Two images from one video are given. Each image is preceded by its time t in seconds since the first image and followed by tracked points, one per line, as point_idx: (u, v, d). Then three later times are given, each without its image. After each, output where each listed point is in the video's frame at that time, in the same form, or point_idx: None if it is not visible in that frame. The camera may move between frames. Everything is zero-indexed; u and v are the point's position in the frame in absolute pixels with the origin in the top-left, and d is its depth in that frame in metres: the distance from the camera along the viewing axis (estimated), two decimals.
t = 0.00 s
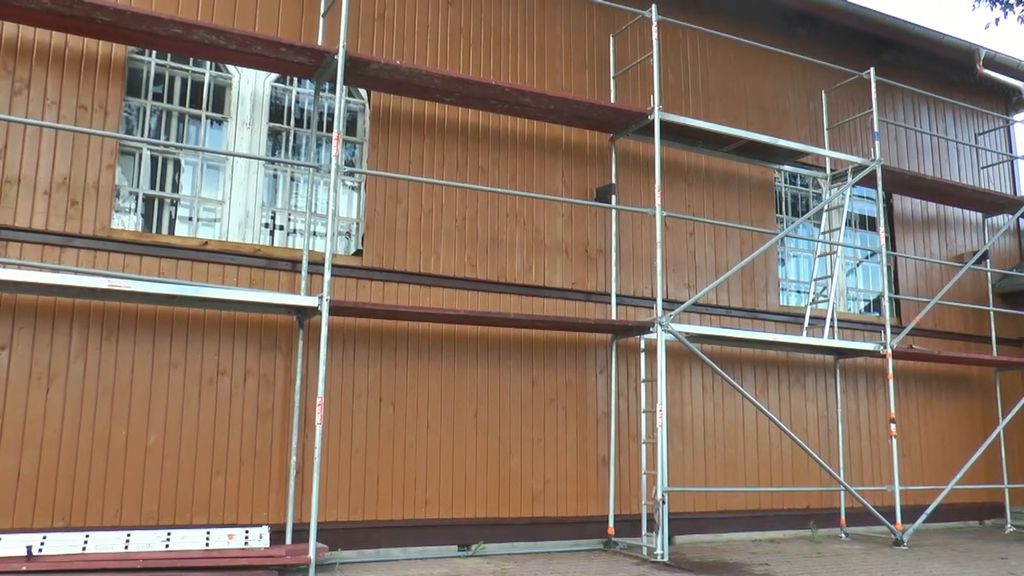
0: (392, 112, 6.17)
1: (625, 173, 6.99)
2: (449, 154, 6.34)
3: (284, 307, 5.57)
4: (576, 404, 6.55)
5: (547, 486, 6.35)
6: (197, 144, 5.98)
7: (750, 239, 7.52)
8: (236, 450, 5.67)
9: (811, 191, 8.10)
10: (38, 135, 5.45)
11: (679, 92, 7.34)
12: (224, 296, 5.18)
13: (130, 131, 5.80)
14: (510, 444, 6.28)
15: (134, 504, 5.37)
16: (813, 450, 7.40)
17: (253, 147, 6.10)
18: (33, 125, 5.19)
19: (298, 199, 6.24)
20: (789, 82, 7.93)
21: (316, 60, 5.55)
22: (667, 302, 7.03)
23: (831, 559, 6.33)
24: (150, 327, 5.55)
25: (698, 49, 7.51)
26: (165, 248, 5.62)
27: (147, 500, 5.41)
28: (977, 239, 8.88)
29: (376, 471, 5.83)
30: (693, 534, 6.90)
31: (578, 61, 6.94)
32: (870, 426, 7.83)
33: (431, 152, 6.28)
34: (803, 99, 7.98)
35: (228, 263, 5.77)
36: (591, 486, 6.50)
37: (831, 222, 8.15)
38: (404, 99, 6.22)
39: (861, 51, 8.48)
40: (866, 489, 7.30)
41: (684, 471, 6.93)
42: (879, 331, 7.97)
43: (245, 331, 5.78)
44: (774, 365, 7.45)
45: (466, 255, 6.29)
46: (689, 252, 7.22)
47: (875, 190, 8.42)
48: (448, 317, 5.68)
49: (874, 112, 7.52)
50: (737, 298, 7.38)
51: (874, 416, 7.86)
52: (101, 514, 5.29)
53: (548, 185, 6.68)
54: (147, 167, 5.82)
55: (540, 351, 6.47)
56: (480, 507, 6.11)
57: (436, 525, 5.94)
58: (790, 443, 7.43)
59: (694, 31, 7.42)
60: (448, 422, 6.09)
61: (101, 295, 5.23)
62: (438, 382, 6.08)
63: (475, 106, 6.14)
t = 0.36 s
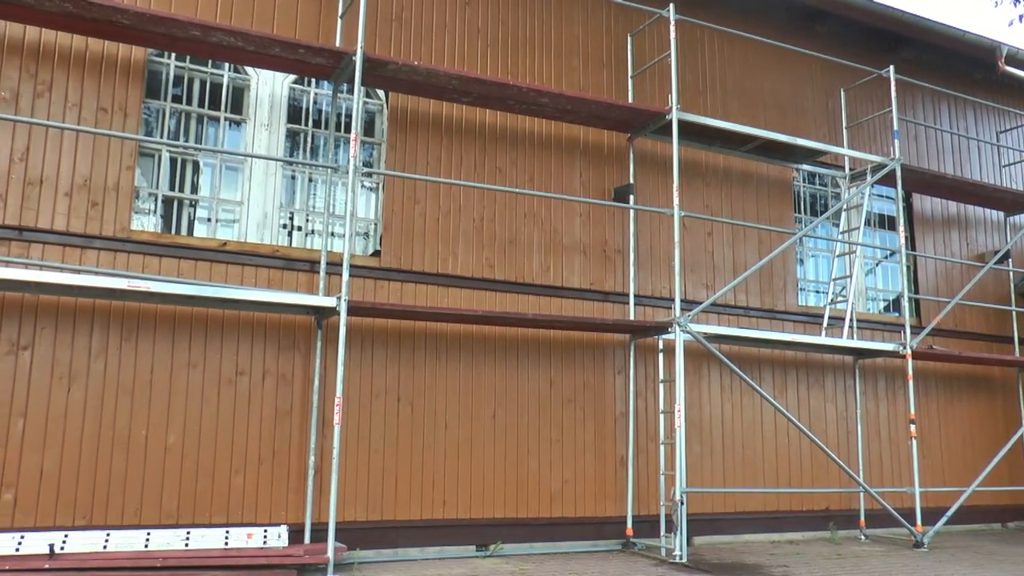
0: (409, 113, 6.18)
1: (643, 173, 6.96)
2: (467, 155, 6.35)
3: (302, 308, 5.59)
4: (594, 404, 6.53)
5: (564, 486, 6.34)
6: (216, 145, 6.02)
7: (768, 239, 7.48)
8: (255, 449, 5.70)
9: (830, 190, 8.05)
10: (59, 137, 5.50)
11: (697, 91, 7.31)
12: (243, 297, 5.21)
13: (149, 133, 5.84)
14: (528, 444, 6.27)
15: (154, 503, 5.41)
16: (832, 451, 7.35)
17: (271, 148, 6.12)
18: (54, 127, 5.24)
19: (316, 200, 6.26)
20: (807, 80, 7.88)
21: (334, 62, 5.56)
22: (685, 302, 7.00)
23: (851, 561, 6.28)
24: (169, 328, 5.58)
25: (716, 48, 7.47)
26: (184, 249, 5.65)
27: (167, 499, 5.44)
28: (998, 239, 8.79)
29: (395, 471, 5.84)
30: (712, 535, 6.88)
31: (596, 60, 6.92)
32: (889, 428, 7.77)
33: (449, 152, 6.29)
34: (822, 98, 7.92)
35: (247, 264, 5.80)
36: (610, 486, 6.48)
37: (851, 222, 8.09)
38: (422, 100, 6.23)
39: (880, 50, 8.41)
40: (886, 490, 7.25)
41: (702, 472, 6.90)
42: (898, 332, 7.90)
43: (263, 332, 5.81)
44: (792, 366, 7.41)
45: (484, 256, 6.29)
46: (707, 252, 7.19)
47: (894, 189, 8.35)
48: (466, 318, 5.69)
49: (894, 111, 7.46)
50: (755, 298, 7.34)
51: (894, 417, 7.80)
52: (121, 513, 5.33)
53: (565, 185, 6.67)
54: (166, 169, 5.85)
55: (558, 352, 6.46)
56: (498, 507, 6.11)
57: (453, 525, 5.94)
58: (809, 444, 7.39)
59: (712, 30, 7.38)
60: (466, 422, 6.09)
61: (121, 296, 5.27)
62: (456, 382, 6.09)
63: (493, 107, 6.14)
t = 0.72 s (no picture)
0: (426, 114, 6.19)
1: (660, 172, 6.94)
2: (484, 156, 6.35)
3: (320, 308, 5.61)
4: (612, 404, 6.52)
5: (582, 487, 6.33)
6: (234, 147, 6.05)
7: (786, 239, 7.44)
8: (273, 449, 5.72)
9: (848, 190, 7.99)
10: (79, 139, 5.55)
11: (714, 91, 7.28)
12: (261, 298, 5.23)
13: (168, 135, 5.88)
14: (545, 445, 6.26)
15: (174, 502, 5.44)
16: (851, 452, 7.30)
17: (289, 149, 6.15)
18: (74, 130, 5.29)
19: (333, 201, 6.29)
20: (825, 79, 7.83)
21: (351, 63, 5.58)
22: (702, 302, 6.98)
23: (871, 564, 6.23)
24: (188, 328, 5.62)
25: (733, 48, 7.44)
26: (202, 249, 5.68)
27: (186, 498, 5.48)
28: (1019, 238, 8.69)
29: (413, 471, 5.85)
30: (730, 537, 6.85)
31: (613, 60, 6.91)
32: (909, 429, 7.70)
33: (467, 153, 6.29)
34: (840, 97, 7.87)
35: (265, 265, 5.83)
36: (627, 487, 6.46)
37: (869, 221, 8.03)
38: (440, 101, 6.24)
39: (900, 48, 8.35)
40: (906, 492, 7.18)
41: (720, 473, 6.88)
42: (918, 332, 7.83)
43: (281, 332, 5.83)
44: (811, 366, 7.37)
45: (501, 256, 6.29)
46: (724, 252, 7.17)
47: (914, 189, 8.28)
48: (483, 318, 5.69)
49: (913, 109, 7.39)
50: (773, 298, 7.31)
51: (913, 418, 7.73)
52: (141, 512, 5.37)
53: (582, 185, 6.66)
54: (185, 170, 5.89)
55: (575, 352, 6.45)
56: (515, 507, 6.10)
57: (471, 525, 5.94)
58: (827, 445, 7.34)
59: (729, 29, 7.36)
60: (484, 423, 6.09)
61: (141, 296, 5.31)
62: (474, 383, 6.09)
63: (510, 107, 6.14)
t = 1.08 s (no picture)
0: (445, 114, 6.20)
1: (679, 172, 6.92)
2: (503, 156, 6.35)
3: (339, 309, 5.62)
4: (631, 405, 6.50)
5: (601, 488, 6.32)
6: (254, 149, 6.09)
7: (806, 239, 7.39)
8: (292, 449, 5.74)
9: (868, 190, 7.93)
10: (100, 141, 5.60)
11: (733, 91, 7.25)
12: (280, 299, 5.26)
13: (188, 136, 5.93)
14: (564, 445, 6.25)
15: (194, 501, 5.48)
16: (871, 454, 7.24)
17: (308, 151, 6.18)
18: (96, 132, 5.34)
19: (352, 202, 6.31)
20: (845, 78, 7.77)
21: (370, 64, 5.59)
22: (722, 303, 6.95)
23: (893, 566, 6.18)
24: (208, 329, 5.65)
25: (752, 47, 7.40)
26: (222, 250, 5.72)
27: (206, 497, 5.51)
28: None
29: (432, 471, 5.86)
30: (749, 538, 6.82)
31: (631, 60, 6.89)
32: (931, 430, 7.63)
33: (485, 154, 6.30)
34: (860, 96, 7.81)
35: (284, 266, 5.86)
36: (647, 488, 6.44)
37: (890, 221, 7.97)
38: (458, 102, 6.25)
39: (921, 46, 8.27)
40: (927, 494, 7.12)
41: (739, 474, 6.85)
42: (940, 333, 7.76)
43: (300, 332, 5.86)
44: (831, 367, 7.33)
45: (520, 257, 6.29)
46: (744, 253, 7.14)
47: (935, 188, 8.20)
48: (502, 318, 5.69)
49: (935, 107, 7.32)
50: (792, 299, 7.27)
51: (935, 420, 7.66)
52: (162, 511, 5.41)
53: (601, 185, 6.65)
54: (204, 172, 5.93)
55: (594, 353, 6.44)
56: (534, 508, 6.10)
57: (490, 526, 5.95)
58: (848, 447, 7.29)
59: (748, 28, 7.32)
60: (503, 424, 6.09)
61: (161, 297, 5.35)
62: (493, 383, 6.10)
63: (529, 108, 6.14)
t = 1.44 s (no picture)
0: (466, 116, 6.21)
1: (700, 172, 6.89)
2: (524, 157, 6.36)
3: (361, 310, 5.64)
4: (653, 406, 6.48)
5: (623, 489, 6.30)
6: (275, 151, 6.13)
7: (828, 240, 7.34)
8: (314, 450, 5.77)
9: (892, 189, 7.86)
10: (124, 145, 5.65)
11: (754, 90, 7.21)
12: (302, 300, 5.28)
13: (210, 139, 5.97)
14: (585, 447, 6.24)
15: (217, 502, 5.52)
16: (895, 456, 7.17)
17: (329, 153, 6.20)
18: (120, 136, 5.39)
19: (374, 203, 6.33)
20: (868, 76, 7.71)
21: (391, 66, 5.61)
22: (743, 303, 6.92)
23: (918, 569, 6.12)
24: (231, 330, 5.69)
25: (774, 46, 7.36)
26: (244, 252, 5.76)
27: (229, 498, 5.55)
28: None
29: (453, 472, 5.87)
30: (772, 540, 6.78)
31: (652, 60, 6.87)
32: (956, 432, 7.55)
33: (506, 155, 6.30)
34: (883, 94, 7.74)
35: (306, 267, 5.89)
36: (669, 490, 6.41)
37: (914, 221, 7.89)
38: (479, 104, 6.26)
39: (946, 44, 8.18)
40: (953, 497, 7.04)
41: (761, 475, 6.81)
42: (965, 334, 7.67)
43: (322, 334, 5.88)
44: (854, 368, 7.27)
45: (542, 258, 6.29)
46: (765, 253, 7.10)
47: (959, 187, 8.12)
48: (523, 319, 5.69)
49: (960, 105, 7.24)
50: (815, 299, 7.22)
51: (960, 421, 7.57)
52: (185, 511, 5.45)
53: (623, 186, 6.63)
54: (227, 174, 5.98)
55: (615, 354, 6.42)
56: (555, 509, 6.09)
57: (512, 527, 5.95)
58: (871, 449, 7.23)
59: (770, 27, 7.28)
60: (524, 425, 6.09)
61: (185, 298, 5.40)
62: (514, 384, 6.10)
63: (550, 108, 6.13)
